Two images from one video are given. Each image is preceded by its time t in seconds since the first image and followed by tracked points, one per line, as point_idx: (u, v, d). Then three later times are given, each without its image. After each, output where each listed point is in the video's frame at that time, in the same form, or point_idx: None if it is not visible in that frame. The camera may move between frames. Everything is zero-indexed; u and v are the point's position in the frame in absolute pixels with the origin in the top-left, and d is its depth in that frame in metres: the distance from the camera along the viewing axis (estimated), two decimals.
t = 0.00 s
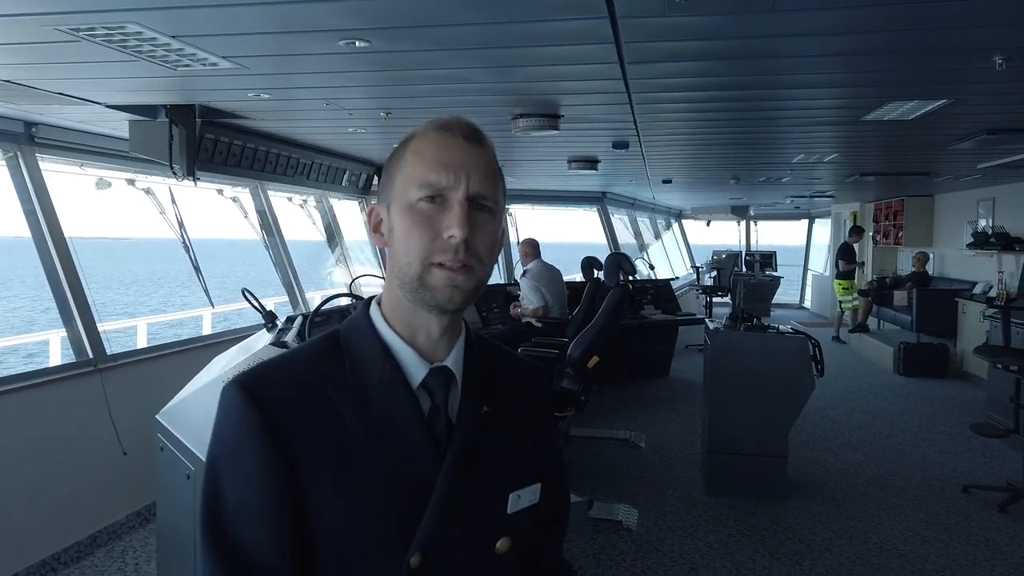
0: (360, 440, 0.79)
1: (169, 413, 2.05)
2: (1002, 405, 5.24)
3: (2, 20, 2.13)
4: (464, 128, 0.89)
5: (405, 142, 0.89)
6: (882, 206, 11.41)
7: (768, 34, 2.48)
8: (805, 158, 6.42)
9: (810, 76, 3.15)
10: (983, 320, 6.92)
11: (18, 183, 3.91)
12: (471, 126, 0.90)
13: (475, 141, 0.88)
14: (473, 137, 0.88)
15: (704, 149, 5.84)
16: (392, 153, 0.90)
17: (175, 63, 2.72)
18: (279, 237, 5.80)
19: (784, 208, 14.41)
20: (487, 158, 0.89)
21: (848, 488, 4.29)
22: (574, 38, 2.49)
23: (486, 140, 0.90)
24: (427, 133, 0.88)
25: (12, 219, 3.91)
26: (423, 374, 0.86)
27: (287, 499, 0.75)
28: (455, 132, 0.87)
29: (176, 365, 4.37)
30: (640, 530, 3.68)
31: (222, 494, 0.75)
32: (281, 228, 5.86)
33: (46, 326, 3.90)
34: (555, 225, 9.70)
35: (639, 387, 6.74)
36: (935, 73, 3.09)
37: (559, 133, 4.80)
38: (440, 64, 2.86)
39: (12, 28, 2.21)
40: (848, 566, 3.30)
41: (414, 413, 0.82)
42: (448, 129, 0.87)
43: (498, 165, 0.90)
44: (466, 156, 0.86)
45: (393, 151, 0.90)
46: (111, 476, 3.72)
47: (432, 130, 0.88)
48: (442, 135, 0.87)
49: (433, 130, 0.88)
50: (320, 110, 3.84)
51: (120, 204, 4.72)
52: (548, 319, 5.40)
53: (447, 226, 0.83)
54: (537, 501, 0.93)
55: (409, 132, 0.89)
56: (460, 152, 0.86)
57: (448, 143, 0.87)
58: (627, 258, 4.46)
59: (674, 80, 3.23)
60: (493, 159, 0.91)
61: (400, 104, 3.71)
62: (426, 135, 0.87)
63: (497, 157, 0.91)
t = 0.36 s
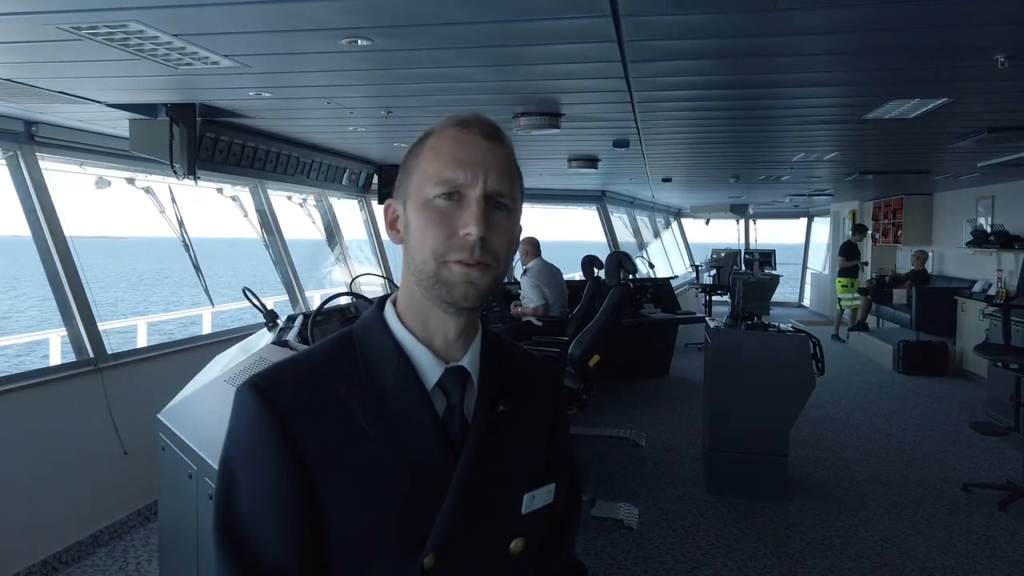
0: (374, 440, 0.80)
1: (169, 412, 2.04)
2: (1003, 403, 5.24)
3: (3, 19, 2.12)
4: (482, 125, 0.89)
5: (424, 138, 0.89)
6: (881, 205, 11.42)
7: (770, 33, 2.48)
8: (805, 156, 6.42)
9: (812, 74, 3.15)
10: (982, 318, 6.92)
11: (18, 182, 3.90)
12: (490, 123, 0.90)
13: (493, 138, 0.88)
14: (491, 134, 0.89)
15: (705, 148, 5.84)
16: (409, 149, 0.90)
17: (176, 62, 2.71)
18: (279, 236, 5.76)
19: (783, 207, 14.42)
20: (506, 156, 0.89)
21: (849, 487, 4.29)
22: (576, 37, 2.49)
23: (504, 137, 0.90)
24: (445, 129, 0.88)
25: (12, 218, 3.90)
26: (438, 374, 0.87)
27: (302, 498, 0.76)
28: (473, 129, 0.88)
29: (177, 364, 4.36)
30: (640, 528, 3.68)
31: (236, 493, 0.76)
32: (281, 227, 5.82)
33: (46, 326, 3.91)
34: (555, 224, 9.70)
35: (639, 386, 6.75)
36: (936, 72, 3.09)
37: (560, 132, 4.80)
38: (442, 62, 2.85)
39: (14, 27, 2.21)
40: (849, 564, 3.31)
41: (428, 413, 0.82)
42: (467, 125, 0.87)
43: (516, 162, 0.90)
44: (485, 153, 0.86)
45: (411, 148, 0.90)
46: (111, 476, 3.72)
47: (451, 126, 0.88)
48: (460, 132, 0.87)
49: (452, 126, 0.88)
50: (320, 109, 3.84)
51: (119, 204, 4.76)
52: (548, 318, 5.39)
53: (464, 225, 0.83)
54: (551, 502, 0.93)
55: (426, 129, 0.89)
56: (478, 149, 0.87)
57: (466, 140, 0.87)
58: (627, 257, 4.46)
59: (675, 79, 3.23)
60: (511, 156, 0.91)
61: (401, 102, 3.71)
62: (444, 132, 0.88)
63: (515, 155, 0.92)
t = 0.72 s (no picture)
0: (371, 445, 0.80)
1: (168, 413, 2.03)
2: (1003, 403, 5.24)
3: None
4: (483, 128, 0.89)
5: (424, 141, 0.89)
6: (881, 205, 11.42)
7: (768, 33, 2.48)
8: (805, 156, 6.42)
9: (810, 74, 3.15)
10: (982, 318, 6.92)
11: (17, 183, 3.89)
12: (491, 127, 0.90)
13: (494, 142, 0.88)
14: (492, 137, 0.88)
15: (704, 147, 5.84)
16: (409, 152, 0.90)
17: (174, 62, 2.71)
18: (277, 236, 5.75)
19: (782, 207, 14.42)
20: (507, 160, 0.89)
21: (849, 487, 4.29)
22: (573, 37, 2.49)
23: (505, 140, 0.90)
24: (447, 132, 0.88)
25: (10, 219, 3.90)
26: (436, 379, 0.86)
27: (297, 503, 0.76)
28: (474, 133, 0.87)
29: (176, 365, 4.36)
30: (639, 528, 3.68)
31: (231, 497, 0.76)
32: (279, 228, 5.82)
33: (46, 325, 3.90)
34: (554, 224, 9.70)
35: (638, 386, 6.75)
36: (934, 71, 3.09)
37: (558, 132, 4.80)
38: (440, 63, 2.85)
39: (12, 28, 2.20)
40: (848, 565, 3.30)
41: (425, 417, 0.82)
42: (468, 129, 0.87)
43: (517, 166, 0.90)
44: (486, 157, 0.86)
45: (411, 150, 0.90)
46: (110, 476, 3.72)
47: (452, 129, 0.88)
48: (461, 135, 0.87)
49: (453, 129, 0.88)
50: (319, 109, 3.83)
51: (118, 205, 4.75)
52: (548, 318, 5.39)
53: (463, 229, 0.83)
54: (547, 506, 0.93)
55: (427, 131, 0.89)
56: (479, 152, 0.86)
57: (468, 144, 0.87)
58: (627, 258, 4.46)
59: (674, 79, 3.22)
60: (512, 159, 0.91)
61: (399, 103, 3.71)
62: (445, 134, 0.87)
63: (516, 158, 0.91)
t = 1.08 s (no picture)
0: (371, 448, 0.80)
1: (168, 415, 2.03)
2: (1002, 404, 5.24)
3: None
4: (483, 133, 0.89)
5: (424, 146, 0.89)
6: (881, 205, 11.42)
7: (767, 34, 2.48)
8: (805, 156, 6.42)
9: (810, 75, 3.15)
10: (982, 318, 6.92)
11: (17, 184, 3.89)
12: (490, 132, 0.90)
13: (493, 147, 0.88)
14: (492, 143, 0.89)
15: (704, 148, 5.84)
16: (409, 157, 0.90)
17: (174, 63, 2.71)
18: (277, 236, 5.75)
19: (783, 207, 14.42)
20: (506, 165, 0.89)
21: (848, 487, 4.29)
22: (573, 38, 2.49)
23: (504, 145, 0.91)
24: (446, 137, 0.88)
25: (10, 219, 3.90)
26: (436, 383, 0.87)
27: (297, 506, 0.76)
28: (473, 138, 0.88)
29: (176, 366, 4.36)
30: (639, 529, 3.68)
31: (231, 500, 0.76)
32: (279, 228, 5.82)
33: (45, 326, 3.90)
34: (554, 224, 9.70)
35: (638, 386, 6.75)
36: (934, 72, 3.09)
37: (558, 132, 4.80)
38: (440, 64, 2.85)
39: (11, 29, 2.20)
40: (848, 565, 3.30)
41: (424, 420, 0.83)
42: (468, 134, 0.87)
43: (516, 171, 0.90)
44: (485, 162, 0.86)
45: (410, 155, 0.90)
46: (110, 477, 3.72)
47: (452, 134, 0.88)
48: (460, 140, 0.87)
49: (453, 134, 0.88)
50: (319, 110, 3.83)
51: (117, 206, 4.77)
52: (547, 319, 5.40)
53: (463, 234, 0.83)
54: (545, 509, 0.93)
55: (427, 136, 0.89)
56: (479, 157, 0.87)
57: (467, 149, 0.87)
58: (626, 258, 4.46)
59: (673, 80, 3.22)
60: (511, 164, 0.91)
61: (399, 104, 3.71)
62: (445, 139, 0.88)
63: (515, 163, 0.92)
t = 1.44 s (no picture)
0: (373, 449, 0.80)
1: (168, 415, 2.03)
2: (1002, 405, 5.23)
3: None
4: (485, 134, 0.89)
5: (425, 147, 0.89)
6: (881, 205, 11.41)
7: (767, 34, 2.48)
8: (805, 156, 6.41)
9: (811, 76, 3.15)
10: (982, 318, 6.92)
11: (17, 184, 3.89)
12: (492, 133, 0.90)
13: (495, 148, 0.88)
14: (494, 143, 0.88)
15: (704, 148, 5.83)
16: (411, 158, 0.90)
17: (174, 64, 2.71)
18: (277, 237, 5.75)
19: (783, 207, 14.42)
20: (508, 166, 0.89)
21: (848, 488, 4.29)
22: (574, 39, 2.48)
23: (507, 146, 0.90)
24: (448, 138, 0.88)
25: (9, 219, 3.89)
26: (438, 383, 0.87)
27: (299, 507, 0.76)
28: (475, 138, 0.87)
29: (176, 366, 4.36)
30: (639, 529, 3.68)
31: (234, 500, 0.76)
32: (279, 228, 5.82)
33: (44, 328, 3.89)
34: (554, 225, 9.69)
35: (638, 387, 6.74)
36: (934, 73, 3.08)
37: (559, 132, 4.79)
38: (440, 64, 2.85)
39: (11, 29, 2.20)
40: (847, 566, 3.30)
41: (426, 421, 0.83)
42: (470, 135, 0.87)
43: (517, 172, 0.90)
44: (487, 163, 0.86)
45: (412, 156, 0.90)
46: (111, 477, 3.72)
47: (454, 134, 0.88)
48: (463, 140, 0.87)
49: (455, 135, 0.87)
50: (319, 110, 3.83)
51: (117, 206, 4.76)
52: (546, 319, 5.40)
53: (465, 235, 0.83)
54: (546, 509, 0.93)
55: (429, 137, 0.89)
56: (481, 157, 0.86)
57: (470, 150, 0.86)
58: (627, 258, 4.46)
59: (673, 80, 3.22)
60: (513, 165, 0.91)
61: (399, 104, 3.71)
62: (448, 140, 0.87)
63: (517, 164, 0.91)
